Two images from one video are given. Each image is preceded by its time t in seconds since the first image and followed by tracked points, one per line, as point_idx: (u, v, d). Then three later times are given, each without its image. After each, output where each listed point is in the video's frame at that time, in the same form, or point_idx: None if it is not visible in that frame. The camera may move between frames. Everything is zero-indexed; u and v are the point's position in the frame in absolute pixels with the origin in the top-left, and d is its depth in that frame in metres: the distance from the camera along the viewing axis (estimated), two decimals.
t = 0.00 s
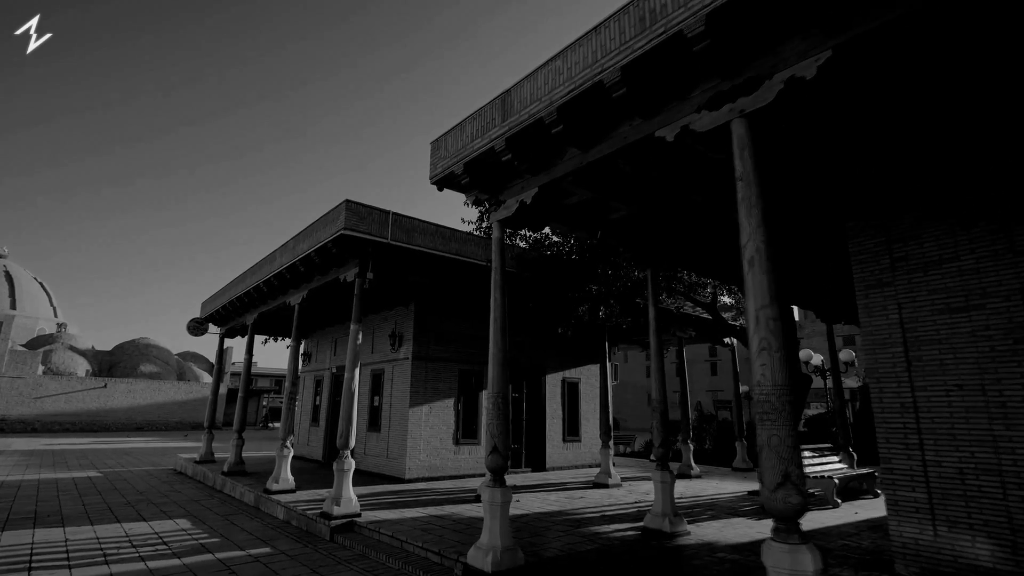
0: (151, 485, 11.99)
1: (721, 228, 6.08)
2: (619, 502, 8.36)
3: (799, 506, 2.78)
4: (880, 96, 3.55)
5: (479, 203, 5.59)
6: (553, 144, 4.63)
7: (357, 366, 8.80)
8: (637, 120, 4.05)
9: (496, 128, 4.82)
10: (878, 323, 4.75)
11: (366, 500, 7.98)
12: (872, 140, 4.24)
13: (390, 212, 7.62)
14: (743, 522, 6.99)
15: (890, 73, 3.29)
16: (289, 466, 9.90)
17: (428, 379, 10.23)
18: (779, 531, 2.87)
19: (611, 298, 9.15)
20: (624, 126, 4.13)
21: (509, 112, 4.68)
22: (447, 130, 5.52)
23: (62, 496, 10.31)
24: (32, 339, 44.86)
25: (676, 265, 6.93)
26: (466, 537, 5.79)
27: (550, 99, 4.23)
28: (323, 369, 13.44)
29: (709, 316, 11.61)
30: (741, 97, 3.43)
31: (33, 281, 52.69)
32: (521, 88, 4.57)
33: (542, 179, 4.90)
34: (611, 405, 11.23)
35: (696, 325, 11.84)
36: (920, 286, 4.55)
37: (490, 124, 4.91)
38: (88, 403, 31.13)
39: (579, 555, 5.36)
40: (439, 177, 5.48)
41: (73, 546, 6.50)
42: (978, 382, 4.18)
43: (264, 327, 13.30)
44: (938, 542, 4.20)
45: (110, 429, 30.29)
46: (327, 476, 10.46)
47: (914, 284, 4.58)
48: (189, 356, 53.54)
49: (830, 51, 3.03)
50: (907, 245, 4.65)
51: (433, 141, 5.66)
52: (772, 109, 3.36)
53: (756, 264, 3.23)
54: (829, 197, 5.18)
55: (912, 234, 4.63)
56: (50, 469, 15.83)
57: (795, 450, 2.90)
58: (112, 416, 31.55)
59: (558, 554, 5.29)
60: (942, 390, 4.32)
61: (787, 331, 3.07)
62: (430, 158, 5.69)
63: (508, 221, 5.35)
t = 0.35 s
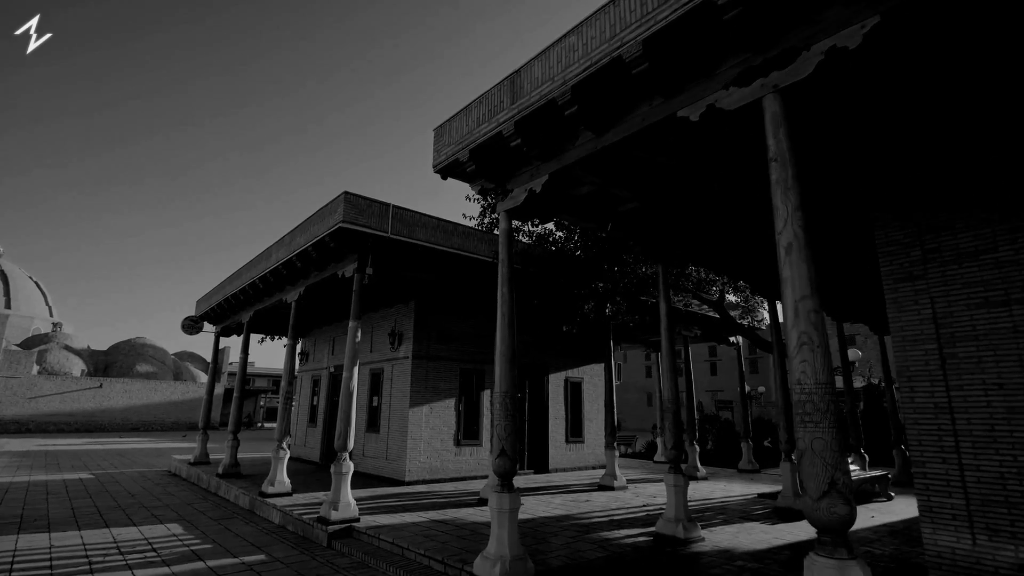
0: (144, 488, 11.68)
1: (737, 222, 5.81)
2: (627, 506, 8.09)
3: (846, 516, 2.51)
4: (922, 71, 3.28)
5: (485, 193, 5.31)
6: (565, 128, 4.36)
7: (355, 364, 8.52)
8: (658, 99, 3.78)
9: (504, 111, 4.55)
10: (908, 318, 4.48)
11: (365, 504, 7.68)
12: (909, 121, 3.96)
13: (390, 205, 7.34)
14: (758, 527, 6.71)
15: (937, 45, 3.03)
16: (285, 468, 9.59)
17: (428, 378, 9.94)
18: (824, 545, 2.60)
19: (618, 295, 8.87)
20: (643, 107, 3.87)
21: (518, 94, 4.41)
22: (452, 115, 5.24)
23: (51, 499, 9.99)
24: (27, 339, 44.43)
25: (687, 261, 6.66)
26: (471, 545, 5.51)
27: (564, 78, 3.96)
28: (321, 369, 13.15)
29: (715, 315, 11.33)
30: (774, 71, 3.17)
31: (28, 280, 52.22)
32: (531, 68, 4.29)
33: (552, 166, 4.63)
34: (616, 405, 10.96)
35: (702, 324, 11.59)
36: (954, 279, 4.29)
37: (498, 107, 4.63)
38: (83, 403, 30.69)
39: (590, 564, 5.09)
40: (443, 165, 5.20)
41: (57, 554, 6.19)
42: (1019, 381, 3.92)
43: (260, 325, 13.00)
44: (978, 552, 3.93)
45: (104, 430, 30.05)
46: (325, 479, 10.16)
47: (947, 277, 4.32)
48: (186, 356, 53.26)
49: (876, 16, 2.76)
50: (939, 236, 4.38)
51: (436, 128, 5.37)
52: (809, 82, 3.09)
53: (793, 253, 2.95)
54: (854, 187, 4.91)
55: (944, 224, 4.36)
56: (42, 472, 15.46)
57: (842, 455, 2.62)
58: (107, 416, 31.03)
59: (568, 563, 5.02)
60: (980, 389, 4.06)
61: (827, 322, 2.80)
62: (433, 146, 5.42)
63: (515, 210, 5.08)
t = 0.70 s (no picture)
0: (135, 490, 11.36)
1: (752, 214, 5.55)
2: (633, 509, 7.82)
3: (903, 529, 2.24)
4: (973, 39, 2.99)
5: (490, 180, 5.02)
6: (577, 109, 4.09)
7: (352, 363, 8.22)
8: (679, 75, 3.51)
9: (511, 91, 4.26)
10: (941, 313, 4.21)
11: (362, 508, 7.39)
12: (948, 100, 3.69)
13: (389, 197, 7.05)
14: (773, 532, 6.44)
15: (997, 6, 2.73)
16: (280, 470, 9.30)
17: (428, 377, 9.65)
18: (875, 561, 2.33)
19: (624, 292, 8.60)
20: (663, 84, 3.60)
21: (526, 72, 4.13)
22: (455, 98, 4.93)
23: (37, 502, 9.66)
24: (21, 338, 43.96)
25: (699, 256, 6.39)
26: (474, 552, 5.22)
27: (577, 52, 3.68)
28: (317, 368, 12.85)
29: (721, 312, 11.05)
30: (811, 38, 2.89)
31: (22, 279, 51.70)
32: (541, 43, 4.01)
33: (562, 150, 4.35)
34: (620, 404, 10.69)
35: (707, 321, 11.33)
36: (992, 271, 4.02)
37: (505, 87, 4.32)
38: (77, 403, 30.28)
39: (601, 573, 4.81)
40: (445, 151, 4.90)
41: (37, 561, 5.88)
42: None
43: (255, 323, 12.68)
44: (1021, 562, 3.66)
45: (98, 430, 29.67)
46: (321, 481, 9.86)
47: (985, 268, 4.04)
48: (182, 356, 52.88)
49: None
50: (975, 225, 4.12)
51: (438, 112, 5.08)
52: (851, 50, 2.81)
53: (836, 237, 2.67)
54: (880, 174, 4.65)
55: (981, 212, 4.09)
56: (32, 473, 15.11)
57: (897, 461, 2.34)
58: (101, 416, 30.67)
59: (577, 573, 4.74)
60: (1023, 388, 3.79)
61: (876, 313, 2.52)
62: (435, 131, 5.13)
63: (522, 198, 4.80)
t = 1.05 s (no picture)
0: (129, 492, 11.06)
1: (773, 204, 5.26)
2: (643, 513, 7.53)
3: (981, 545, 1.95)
4: None
5: (496, 165, 4.74)
6: (593, 87, 3.81)
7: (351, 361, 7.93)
8: (707, 46, 3.24)
9: (521, 68, 3.97)
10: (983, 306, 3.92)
11: (362, 512, 7.10)
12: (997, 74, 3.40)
13: (390, 187, 6.76)
14: (791, 538, 6.15)
15: None
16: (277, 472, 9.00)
17: (429, 376, 9.36)
18: None
19: (632, 288, 8.32)
20: (689, 57, 3.32)
21: (538, 46, 3.84)
22: (461, 78, 4.64)
23: (26, 506, 9.35)
24: (18, 338, 43.62)
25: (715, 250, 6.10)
26: (481, 561, 4.93)
27: (595, 22, 3.39)
28: (315, 367, 12.55)
29: (730, 310, 10.78)
30: None
31: (19, 278, 51.36)
32: (553, 15, 3.72)
33: (575, 132, 4.08)
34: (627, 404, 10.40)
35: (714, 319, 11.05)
36: None
37: (515, 63, 4.03)
38: (74, 403, 29.94)
39: None
40: (450, 135, 4.61)
41: (19, 569, 5.58)
42: None
43: (252, 321, 12.39)
44: None
45: (95, 430, 29.33)
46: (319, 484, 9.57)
47: None
48: (180, 356, 52.57)
49: None
50: (1020, 211, 3.84)
51: (442, 93, 4.79)
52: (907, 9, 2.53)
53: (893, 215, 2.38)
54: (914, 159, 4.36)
55: None
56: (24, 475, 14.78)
57: (972, 468, 2.05)
58: (98, 417, 30.35)
59: None
60: None
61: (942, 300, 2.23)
62: (439, 113, 4.84)
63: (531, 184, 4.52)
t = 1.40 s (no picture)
0: (121, 494, 10.75)
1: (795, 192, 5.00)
2: (653, 516, 7.26)
3: None
4: None
5: (506, 147, 4.47)
6: (611, 59, 3.54)
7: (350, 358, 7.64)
8: (740, 10, 2.97)
9: (535, 40, 3.70)
10: None
11: (361, 515, 6.82)
12: None
13: (391, 176, 6.48)
14: (810, 543, 5.89)
15: None
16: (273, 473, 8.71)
17: (430, 374, 9.08)
18: None
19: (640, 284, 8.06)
20: (719, 23, 3.05)
21: (553, 15, 3.58)
22: (468, 55, 4.37)
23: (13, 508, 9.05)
24: (13, 336, 43.17)
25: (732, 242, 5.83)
26: (488, 568, 4.65)
27: None
28: (313, 365, 12.25)
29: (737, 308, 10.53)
30: None
31: (15, 277, 50.91)
32: None
33: (591, 111, 3.81)
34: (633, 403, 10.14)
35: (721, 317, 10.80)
36: None
37: (528, 35, 3.76)
38: (69, 403, 29.55)
39: None
40: (456, 115, 4.35)
41: None
42: None
43: (248, 318, 12.10)
44: None
45: (91, 430, 28.93)
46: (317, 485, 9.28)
47: None
48: (177, 355, 52.21)
49: None
50: None
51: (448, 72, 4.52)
52: None
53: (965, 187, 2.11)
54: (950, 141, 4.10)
55: None
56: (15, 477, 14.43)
57: None
58: (94, 416, 29.96)
59: None
60: None
61: None
62: (445, 93, 4.57)
63: (543, 166, 4.25)
